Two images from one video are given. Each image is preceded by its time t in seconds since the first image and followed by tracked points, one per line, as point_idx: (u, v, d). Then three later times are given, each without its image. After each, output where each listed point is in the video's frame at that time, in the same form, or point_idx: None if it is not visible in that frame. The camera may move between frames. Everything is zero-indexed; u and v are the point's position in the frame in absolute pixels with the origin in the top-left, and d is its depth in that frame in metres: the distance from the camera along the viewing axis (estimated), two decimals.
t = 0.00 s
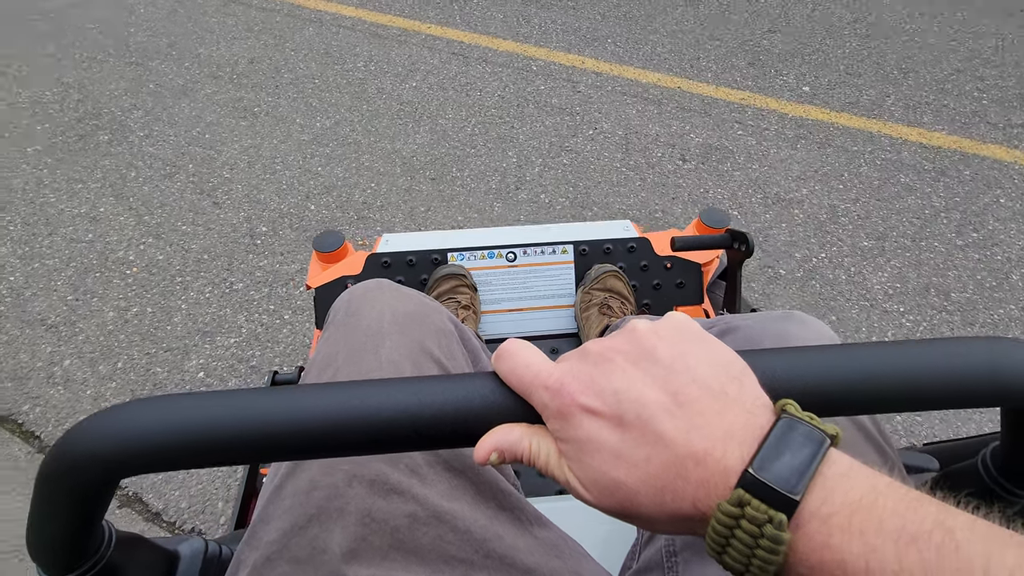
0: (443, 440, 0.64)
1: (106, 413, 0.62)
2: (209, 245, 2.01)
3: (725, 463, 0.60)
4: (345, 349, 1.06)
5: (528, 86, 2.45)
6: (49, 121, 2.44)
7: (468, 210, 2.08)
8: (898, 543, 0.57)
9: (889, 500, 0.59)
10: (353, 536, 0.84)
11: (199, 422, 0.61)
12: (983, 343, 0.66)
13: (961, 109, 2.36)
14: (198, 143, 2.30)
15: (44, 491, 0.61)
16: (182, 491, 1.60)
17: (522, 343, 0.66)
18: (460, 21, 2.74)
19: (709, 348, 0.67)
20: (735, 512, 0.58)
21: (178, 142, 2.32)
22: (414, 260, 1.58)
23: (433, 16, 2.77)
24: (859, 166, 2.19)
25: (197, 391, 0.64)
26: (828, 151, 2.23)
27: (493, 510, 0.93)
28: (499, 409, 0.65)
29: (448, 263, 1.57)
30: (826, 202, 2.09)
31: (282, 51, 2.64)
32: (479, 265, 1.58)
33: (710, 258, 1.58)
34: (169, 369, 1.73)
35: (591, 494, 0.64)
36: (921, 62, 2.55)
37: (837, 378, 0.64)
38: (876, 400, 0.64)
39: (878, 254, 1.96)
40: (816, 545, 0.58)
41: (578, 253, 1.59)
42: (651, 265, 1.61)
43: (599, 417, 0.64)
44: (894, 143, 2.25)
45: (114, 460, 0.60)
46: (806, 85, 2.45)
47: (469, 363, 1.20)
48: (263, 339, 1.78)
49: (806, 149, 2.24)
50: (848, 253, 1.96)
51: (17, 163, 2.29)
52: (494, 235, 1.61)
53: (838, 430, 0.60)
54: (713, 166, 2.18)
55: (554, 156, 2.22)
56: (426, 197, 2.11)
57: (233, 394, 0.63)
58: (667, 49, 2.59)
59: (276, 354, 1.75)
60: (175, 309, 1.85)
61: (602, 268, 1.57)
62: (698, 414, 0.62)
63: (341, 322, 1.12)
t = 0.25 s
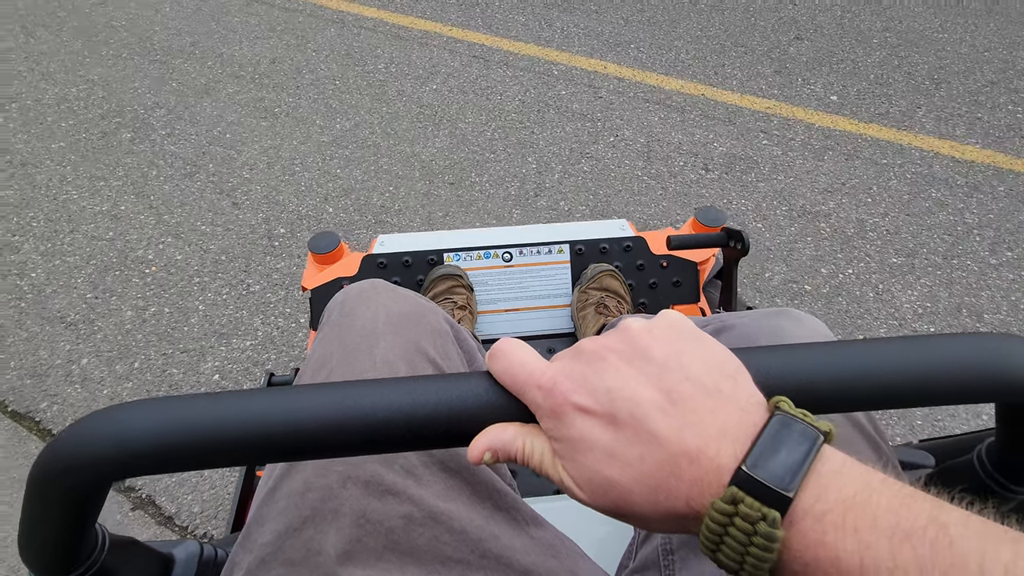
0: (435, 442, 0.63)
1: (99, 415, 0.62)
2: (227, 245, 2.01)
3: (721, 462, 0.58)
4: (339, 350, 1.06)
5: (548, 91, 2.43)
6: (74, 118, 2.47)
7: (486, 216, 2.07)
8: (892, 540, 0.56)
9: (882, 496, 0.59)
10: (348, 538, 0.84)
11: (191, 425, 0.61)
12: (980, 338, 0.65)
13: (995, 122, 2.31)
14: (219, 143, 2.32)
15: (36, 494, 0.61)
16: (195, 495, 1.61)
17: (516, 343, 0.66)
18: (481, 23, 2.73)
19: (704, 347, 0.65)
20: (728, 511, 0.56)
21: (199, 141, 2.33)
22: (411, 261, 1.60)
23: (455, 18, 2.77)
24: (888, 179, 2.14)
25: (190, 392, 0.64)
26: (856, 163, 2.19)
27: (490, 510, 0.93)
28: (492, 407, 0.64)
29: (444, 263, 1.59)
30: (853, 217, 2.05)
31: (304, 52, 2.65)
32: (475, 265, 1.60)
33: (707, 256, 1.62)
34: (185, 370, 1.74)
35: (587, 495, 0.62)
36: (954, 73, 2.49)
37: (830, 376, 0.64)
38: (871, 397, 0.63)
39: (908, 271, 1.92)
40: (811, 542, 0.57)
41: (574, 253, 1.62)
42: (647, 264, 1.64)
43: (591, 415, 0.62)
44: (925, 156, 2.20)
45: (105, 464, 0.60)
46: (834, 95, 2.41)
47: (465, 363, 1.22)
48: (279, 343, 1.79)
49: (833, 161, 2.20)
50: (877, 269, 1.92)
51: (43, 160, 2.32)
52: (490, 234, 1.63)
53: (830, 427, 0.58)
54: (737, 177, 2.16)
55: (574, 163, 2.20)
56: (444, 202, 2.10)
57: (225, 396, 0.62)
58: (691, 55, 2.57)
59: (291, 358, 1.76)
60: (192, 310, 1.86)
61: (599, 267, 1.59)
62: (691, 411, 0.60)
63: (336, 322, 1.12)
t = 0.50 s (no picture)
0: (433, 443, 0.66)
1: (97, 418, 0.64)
2: (248, 247, 2.02)
3: (717, 461, 0.61)
4: (337, 353, 1.08)
5: (571, 97, 2.41)
6: (101, 116, 2.49)
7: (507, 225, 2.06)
8: (888, 539, 0.59)
9: (879, 497, 0.62)
10: (345, 541, 0.85)
11: (191, 427, 0.63)
12: (971, 336, 0.69)
13: None
14: (242, 143, 2.33)
15: (35, 498, 0.62)
16: (209, 501, 1.62)
17: (514, 345, 0.69)
18: (506, 28, 2.72)
19: (700, 348, 0.68)
20: (727, 510, 0.59)
21: (223, 142, 2.35)
22: (408, 263, 1.62)
23: (479, 22, 2.76)
24: (923, 197, 2.10)
25: (187, 397, 0.66)
26: (889, 179, 2.14)
27: (488, 512, 0.94)
28: (491, 408, 0.67)
29: (442, 264, 1.61)
30: (886, 234, 2.01)
31: (328, 53, 2.66)
32: (472, 266, 1.63)
33: (703, 257, 1.66)
34: (203, 373, 1.75)
35: (582, 494, 0.66)
36: (991, 87, 2.44)
37: (832, 374, 0.67)
38: (870, 395, 0.67)
39: (942, 293, 1.88)
40: (809, 542, 0.60)
41: (572, 253, 1.65)
42: (644, 264, 1.67)
43: (589, 416, 0.65)
44: (963, 173, 2.15)
45: (107, 466, 0.62)
46: (866, 107, 2.37)
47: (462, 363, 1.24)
48: (296, 348, 1.79)
49: (865, 176, 2.16)
50: (909, 291, 1.88)
51: (69, 157, 2.35)
52: (487, 236, 1.66)
53: (827, 427, 0.61)
54: (765, 191, 2.12)
55: (598, 172, 2.18)
56: (464, 209, 2.10)
57: (223, 400, 0.64)
58: (719, 63, 2.53)
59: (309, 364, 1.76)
60: (211, 312, 1.87)
61: (596, 267, 1.61)
62: (688, 412, 0.64)
63: (333, 325, 1.14)
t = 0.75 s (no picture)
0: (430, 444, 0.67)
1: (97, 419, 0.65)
2: (265, 250, 2.03)
3: (714, 462, 0.63)
4: (335, 355, 1.11)
5: (591, 104, 2.39)
6: (123, 115, 2.52)
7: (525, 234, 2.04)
8: (885, 540, 0.60)
9: (876, 497, 0.63)
10: (343, 543, 0.88)
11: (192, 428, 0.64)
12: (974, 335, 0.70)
13: None
14: (261, 144, 2.34)
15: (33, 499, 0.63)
16: (221, 508, 1.63)
17: (512, 345, 0.70)
18: (527, 32, 2.71)
19: (697, 349, 0.69)
20: (723, 511, 0.61)
21: (242, 142, 2.36)
22: (406, 263, 1.64)
23: (500, 25, 2.75)
24: (955, 214, 2.06)
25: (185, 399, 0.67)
26: (919, 195, 2.10)
27: (487, 513, 0.97)
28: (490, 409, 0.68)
29: (440, 265, 1.63)
30: (916, 251, 1.97)
31: (349, 55, 2.66)
32: (471, 266, 1.65)
33: (702, 256, 1.68)
34: (217, 377, 1.76)
35: (579, 493, 0.67)
36: None
37: (834, 375, 0.68)
38: (873, 395, 0.68)
39: (973, 314, 1.84)
40: (806, 542, 0.61)
41: (570, 254, 1.67)
42: (642, 264, 1.70)
43: (586, 417, 0.67)
44: (996, 190, 2.11)
45: (107, 466, 0.62)
46: (895, 119, 2.33)
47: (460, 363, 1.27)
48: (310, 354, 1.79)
49: (894, 190, 2.12)
50: (939, 312, 1.84)
51: (91, 156, 2.38)
52: (485, 237, 1.68)
53: (824, 428, 0.63)
54: (789, 204, 2.09)
55: (618, 181, 2.16)
56: (482, 216, 2.09)
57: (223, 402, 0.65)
58: (743, 71, 2.50)
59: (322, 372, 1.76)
60: (227, 315, 1.88)
61: (594, 268, 1.64)
62: (685, 413, 0.65)
63: (331, 326, 1.17)
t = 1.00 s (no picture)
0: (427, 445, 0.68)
1: (98, 419, 0.66)
2: (283, 254, 2.03)
3: (710, 461, 0.65)
4: (334, 355, 1.13)
5: (613, 111, 2.37)
6: (147, 114, 2.54)
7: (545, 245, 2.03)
8: (881, 541, 0.62)
9: (872, 499, 0.64)
10: (342, 544, 0.89)
11: (193, 428, 0.65)
12: (974, 338, 0.72)
13: None
14: (283, 145, 2.35)
15: (36, 498, 0.64)
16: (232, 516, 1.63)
17: (508, 346, 0.72)
18: (551, 37, 2.69)
19: (695, 350, 0.71)
20: (720, 512, 0.63)
21: (264, 144, 2.37)
22: (406, 264, 1.67)
23: (524, 30, 2.73)
24: (991, 234, 2.01)
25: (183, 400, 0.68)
26: (954, 214, 2.05)
27: (486, 514, 0.98)
28: (490, 409, 0.70)
29: (439, 266, 1.66)
30: (950, 273, 1.92)
31: (371, 58, 2.66)
32: (470, 267, 1.67)
33: (702, 258, 1.70)
34: (232, 382, 1.76)
35: (576, 493, 0.69)
36: None
37: (837, 376, 0.69)
38: (877, 396, 0.69)
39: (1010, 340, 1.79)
40: (801, 543, 0.63)
41: (569, 254, 1.69)
42: (642, 266, 1.72)
43: (584, 417, 0.69)
44: None
45: (107, 468, 0.63)
46: (928, 135, 2.28)
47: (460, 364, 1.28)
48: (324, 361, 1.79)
49: (927, 209, 2.07)
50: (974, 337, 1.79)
51: (115, 154, 2.40)
52: (484, 240, 1.70)
53: (821, 428, 0.64)
54: (818, 220, 2.05)
55: (641, 193, 2.13)
56: (502, 224, 2.08)
57: (222, 403, 0.66)
58: (772, 81, 2.47)
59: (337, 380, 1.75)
60: (244, 319, 1.89)
61: (595, 269, 1.66)
62: (682, 414, 0.67)
63: (330, 328, 1.19)
